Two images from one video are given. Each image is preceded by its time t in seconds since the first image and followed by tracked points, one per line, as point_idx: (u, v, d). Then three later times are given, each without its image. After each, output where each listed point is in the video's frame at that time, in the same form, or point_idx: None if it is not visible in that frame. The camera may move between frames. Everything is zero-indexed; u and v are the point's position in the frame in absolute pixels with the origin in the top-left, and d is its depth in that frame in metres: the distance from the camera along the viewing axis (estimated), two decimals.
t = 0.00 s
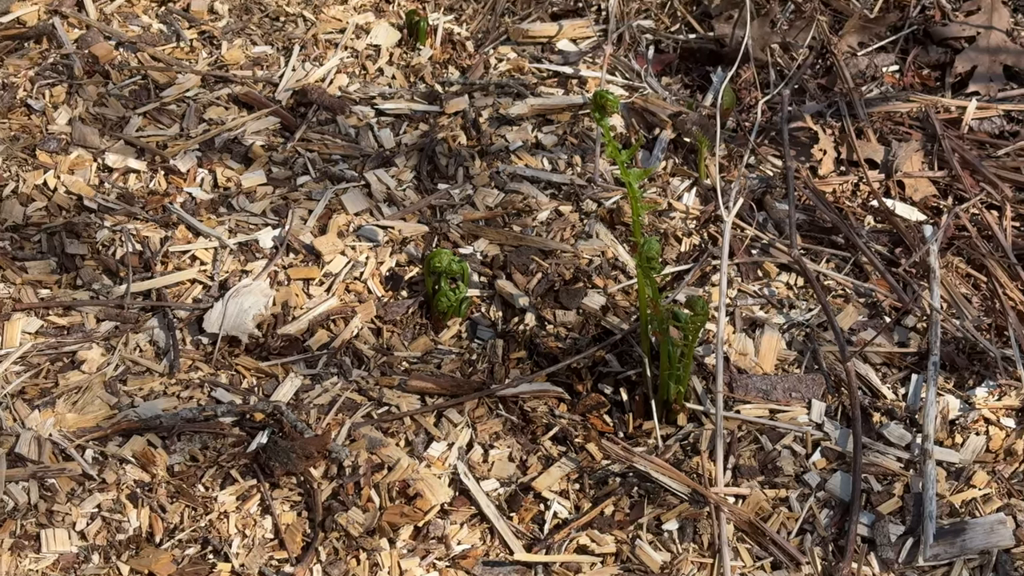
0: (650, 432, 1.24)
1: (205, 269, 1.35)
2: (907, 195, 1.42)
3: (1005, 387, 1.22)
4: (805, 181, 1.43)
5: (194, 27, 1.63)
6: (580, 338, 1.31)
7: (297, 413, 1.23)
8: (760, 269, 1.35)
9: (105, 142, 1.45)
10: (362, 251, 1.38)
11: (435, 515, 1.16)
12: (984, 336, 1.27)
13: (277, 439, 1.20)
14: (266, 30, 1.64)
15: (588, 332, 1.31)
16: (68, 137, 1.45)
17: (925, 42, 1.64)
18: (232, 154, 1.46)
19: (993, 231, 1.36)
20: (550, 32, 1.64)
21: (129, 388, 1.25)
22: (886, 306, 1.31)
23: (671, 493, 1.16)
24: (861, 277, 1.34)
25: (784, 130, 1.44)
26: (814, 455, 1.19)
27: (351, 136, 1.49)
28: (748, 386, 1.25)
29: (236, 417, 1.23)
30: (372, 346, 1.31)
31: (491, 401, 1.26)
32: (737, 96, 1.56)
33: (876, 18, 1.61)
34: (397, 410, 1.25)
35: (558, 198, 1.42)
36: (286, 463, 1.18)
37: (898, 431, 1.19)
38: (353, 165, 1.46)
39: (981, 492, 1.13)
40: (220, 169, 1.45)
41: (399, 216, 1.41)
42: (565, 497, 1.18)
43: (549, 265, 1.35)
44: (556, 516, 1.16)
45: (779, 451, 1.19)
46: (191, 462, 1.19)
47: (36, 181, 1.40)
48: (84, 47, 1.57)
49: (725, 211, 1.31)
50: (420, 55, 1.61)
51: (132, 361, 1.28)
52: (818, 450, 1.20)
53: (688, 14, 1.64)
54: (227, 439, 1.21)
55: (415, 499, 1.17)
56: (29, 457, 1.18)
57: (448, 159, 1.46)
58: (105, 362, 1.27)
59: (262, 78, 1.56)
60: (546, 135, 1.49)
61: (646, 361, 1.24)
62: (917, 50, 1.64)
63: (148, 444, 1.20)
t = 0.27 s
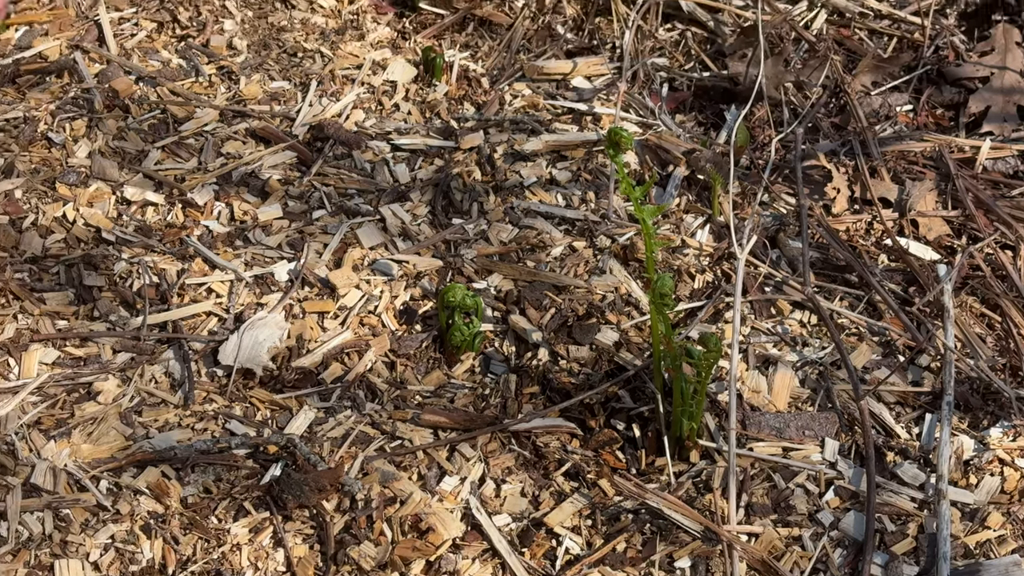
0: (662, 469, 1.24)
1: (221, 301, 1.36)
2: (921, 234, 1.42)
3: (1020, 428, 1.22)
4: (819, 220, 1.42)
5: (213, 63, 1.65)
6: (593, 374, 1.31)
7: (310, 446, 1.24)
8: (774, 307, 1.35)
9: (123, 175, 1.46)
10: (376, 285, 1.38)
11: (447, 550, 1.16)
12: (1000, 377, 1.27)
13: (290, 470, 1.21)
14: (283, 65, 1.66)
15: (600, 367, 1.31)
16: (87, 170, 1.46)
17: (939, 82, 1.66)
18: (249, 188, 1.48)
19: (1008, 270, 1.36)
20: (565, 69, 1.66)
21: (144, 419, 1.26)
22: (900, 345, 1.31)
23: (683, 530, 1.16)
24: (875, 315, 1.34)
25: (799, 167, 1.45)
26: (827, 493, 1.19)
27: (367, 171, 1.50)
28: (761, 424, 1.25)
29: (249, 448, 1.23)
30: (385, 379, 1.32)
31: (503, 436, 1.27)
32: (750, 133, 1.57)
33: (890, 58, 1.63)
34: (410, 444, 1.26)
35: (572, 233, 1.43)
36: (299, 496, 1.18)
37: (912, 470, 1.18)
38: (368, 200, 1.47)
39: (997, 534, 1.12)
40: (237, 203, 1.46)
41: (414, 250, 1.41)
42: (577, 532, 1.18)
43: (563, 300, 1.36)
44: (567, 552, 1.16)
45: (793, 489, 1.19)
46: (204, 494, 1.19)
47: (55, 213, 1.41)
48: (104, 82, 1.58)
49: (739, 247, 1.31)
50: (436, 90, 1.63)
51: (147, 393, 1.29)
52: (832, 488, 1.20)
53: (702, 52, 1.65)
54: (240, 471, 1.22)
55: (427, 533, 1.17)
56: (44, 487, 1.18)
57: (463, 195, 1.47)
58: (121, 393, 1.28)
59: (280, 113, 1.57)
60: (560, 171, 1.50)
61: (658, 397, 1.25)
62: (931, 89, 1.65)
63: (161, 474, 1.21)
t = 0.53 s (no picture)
0: (704, 500, 1.24)
1: (269, 318, 1.38)
2: (972, 273, 1.41)
3: None
4: (869, 256, 1.42)
5: (267, 83, 1.67)
6: (636, 403, 1.31)
7: (354, 465, 1.25)
8: (820, 341, 1.35)
9: (176, 193, 1.49)
10: (422, 307, 1.40)
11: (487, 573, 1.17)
12: None
13: (333, 489, 1.22)
14: (335, 88, 1.68)
15: (644, 397, 1.32)
16: (141, 185, 1.49)
17: (995, 121, 1.63)
18: (299, 208, 1.49)
19: None
20: (615, 99, 1.65)
21: (191, 433, 1.28)
22: (948, 384, 1.30)
23: (724, 562, 1.17)
24: (924, 354, 1.33)
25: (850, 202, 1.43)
26: (871, 531, 1.19)
27: (416, 194, 1.51)
28: (806, 459, 1.25)
29: (293, 465, 1.25)
30: (429, 402, 1.33)
31: (546, 461, 1.27)
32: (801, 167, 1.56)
33: (945, 95, 1.62)
34: (452, 466, 1.27)
35: (618, 262, 1.43)
36: (341, 513, 1.20)
37: (958, 511, 1.18)
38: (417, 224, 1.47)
39: None
40: (287, 222, 1.48)
41: (460, 273, 1.42)
42: (617, 560, 1.18)
43: (608, 328, 1.36)
44: None
45: (836, 525, 1.19)
46: (248, 509, 1.22)
47: (109, 228, 1.44)
48: (160, 99, 1.61)
49: (787, 280, 1.32)
50: (486, 116, 1.63)
51: (194, 407, 1.30)
52: (876, 526, 1.20)
53: (753, 85, 1.62)
54: (284, 487, 1.23)
55: (467, 555, 1.18)
56: (91, 496, 1.21)
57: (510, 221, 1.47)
58: (169, 406, 1.30)
59: (331, 135, 1.59)
60: (608, 200, 1.50)
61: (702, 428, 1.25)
62: (986, 128, 1.62)
63: (207, 488, 1.23)
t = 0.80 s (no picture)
0: (756, 523, 1.24)
1: (324, 333, 1.39)
2: None
3: None
4: (926, 281, 1.42)
5: (326, 99, 1.55)
6: (690, 425, 1.31)
7: (406, 480, 1.26)
8: (877, 367, 1.35)
9: (235, 206, 1.51)
10: (477, 324, 1.40)
11: None
12: None
13: (385, 503, 1.23)
14: (395, 105, 1.58)
15: (698, 419, 1.31)
16: (200, 199, 1.51)
17: None
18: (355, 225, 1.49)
19: None
20: (673, 120, 1.61)
21: (245, 444, 1.29)
22: (1005, 414, 1.30)
23: None
24: (981, 382, 1.33)
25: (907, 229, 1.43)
26: (925, 558, 1.18)
27: (472, 212, 1.48)
28: (860, 484, 1.24)
29: (346, 478, 1.26)
30: (482, 419, 1.33)
31: (597, 480, 1.27)
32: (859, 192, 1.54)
33: (1006, 123, 1.61)
34: (504, 483, 1.27)
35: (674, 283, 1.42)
36: (393, 528, 1.21)
37: (1013, 540, 1.17)
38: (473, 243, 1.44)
39: None
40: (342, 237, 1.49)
41: (515, 292, 1.42)
42: None
43: (662, 349, 1.36)
44: None
45: (890, 551, 1.18)
46: (300, 521, 1.22)
47: (168, 239, 1.46)
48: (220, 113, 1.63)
49: (844, 305, 1.32)
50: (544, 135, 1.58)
51: (249, 419, 1.32)
52: (929, 553, 1.19)
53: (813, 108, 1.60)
54: (336, 501, 1.24)
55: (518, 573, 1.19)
56: (146, 504, 1.22)
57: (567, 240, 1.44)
58: (223, 418, 1.31)
59: (388, 150, 1.50)
60: (665, 221, 1.48)
61: (756, 451, 1.25)
62: None
63: (260, 499, 1.24)
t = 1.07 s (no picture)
0: (792, 551, 1.24)
1: (363, 352, 1.40)
2: None
3: None
4: (968, 312, 1.42)
5: (370, 120, 1.53)
6: (727, 451, 1.30)
7: (442, 500, 1.27)
8: (916, 397, 1.35)
9: (276, 224, 1.52)
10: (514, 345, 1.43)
11: None
12: None
13: (421, 523, 1.23)
14: (436, 127, 1.55)
15: (735, 445, 1.30)
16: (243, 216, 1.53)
17: None
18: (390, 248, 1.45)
19: None
20: (715, 145, 1.57)
21: (283, 462, 1.30)
22: None
23: None
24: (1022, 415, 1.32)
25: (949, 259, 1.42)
26: None
27: (512, 235, 1.42)
28: (899, 514, 1.23)
29: (382, 498, 1.26)
30: (519, 441, 1.34)
31: (634, 505, 1.28)
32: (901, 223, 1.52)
33: None
34: (540, 505, 1.28)
35: (713, 309, 1.40)
36: (428, 548, 1.21)
37: None
38: (513, 260, 1.38)
39: None
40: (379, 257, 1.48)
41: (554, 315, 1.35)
42: None
43: (701, 374, 1.35)
44: None
45: None
46: (336, 539, 1.23)
47: (210, 256, 1.47)
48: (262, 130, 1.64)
49: (884, 334, 1.32)
50: (585, 159, 1.55)
51: (287, 436, 1.32)
52: None
53: (856, 137, 1.59)
54: (372, 520, 1.24)
55: None
56: (184, 520, 1.23)
57: (606, 263, 1.41)
58: (261, 435, 1.32)
59: (429, 172, 1.48)
60: (705, 246, 1.45)
61: (794, 479, 1.25)
62: None
63: (296, 516, 1.24)
